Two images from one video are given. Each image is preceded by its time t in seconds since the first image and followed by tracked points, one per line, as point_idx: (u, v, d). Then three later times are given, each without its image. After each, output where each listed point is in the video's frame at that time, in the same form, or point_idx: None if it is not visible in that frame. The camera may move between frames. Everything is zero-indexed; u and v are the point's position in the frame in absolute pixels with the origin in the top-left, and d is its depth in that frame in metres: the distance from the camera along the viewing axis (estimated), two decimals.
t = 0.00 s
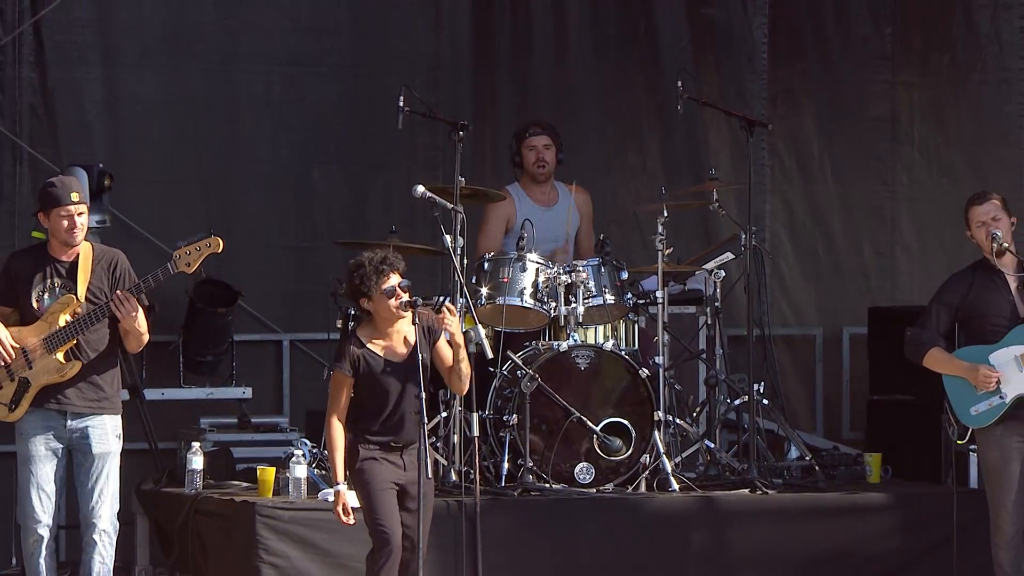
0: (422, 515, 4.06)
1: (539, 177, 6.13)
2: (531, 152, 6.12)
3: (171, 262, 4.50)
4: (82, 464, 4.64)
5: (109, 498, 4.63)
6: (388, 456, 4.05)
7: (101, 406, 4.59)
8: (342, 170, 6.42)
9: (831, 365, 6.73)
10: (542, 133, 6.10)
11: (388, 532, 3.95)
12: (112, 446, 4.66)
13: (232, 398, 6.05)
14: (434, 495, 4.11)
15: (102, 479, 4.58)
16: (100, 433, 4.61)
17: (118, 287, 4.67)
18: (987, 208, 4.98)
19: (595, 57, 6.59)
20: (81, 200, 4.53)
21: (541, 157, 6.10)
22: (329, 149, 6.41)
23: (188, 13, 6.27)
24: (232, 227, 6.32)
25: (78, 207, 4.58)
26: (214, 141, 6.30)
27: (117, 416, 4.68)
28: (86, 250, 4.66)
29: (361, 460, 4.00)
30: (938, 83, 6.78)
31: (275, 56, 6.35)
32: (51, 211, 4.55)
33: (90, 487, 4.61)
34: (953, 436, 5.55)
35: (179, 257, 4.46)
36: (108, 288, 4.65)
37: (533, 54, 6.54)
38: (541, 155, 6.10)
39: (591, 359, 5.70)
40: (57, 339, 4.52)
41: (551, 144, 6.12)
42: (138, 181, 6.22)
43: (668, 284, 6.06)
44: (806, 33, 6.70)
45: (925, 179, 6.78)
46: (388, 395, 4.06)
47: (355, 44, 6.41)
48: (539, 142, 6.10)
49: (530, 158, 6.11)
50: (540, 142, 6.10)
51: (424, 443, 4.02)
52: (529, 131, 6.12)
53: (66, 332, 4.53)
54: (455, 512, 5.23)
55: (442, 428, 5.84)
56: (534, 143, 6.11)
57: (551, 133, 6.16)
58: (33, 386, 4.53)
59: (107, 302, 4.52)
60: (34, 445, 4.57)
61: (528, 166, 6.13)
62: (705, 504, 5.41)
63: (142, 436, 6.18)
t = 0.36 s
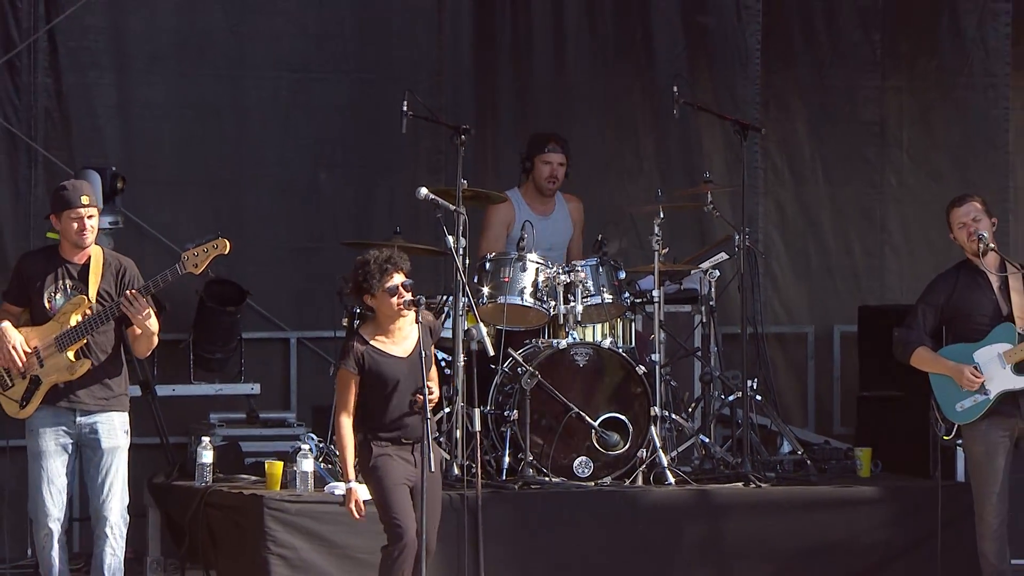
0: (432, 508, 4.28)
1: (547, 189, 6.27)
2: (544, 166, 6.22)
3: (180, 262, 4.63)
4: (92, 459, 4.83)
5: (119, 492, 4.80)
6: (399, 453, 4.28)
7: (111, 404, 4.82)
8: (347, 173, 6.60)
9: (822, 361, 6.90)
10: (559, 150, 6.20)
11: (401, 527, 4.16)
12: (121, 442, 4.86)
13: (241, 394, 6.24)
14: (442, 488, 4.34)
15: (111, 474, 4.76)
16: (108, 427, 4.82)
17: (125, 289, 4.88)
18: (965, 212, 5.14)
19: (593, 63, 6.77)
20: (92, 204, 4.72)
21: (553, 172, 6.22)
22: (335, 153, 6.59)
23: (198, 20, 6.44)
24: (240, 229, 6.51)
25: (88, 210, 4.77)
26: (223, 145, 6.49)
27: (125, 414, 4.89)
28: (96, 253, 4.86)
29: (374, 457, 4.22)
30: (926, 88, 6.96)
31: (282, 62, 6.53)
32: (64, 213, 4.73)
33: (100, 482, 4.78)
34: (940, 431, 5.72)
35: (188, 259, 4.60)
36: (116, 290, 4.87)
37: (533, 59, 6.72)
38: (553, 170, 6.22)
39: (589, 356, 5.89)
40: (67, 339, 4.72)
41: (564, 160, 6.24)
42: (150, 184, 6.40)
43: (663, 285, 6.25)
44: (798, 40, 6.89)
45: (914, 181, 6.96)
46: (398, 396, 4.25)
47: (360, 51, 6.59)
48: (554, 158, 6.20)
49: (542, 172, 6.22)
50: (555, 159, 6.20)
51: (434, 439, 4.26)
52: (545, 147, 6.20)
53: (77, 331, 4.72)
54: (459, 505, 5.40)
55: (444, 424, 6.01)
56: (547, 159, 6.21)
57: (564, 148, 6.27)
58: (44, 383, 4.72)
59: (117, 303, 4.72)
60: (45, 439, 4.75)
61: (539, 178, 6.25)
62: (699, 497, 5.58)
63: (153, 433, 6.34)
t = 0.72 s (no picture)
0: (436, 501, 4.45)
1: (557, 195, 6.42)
2: (561, 174, 6.35)
3: (182, 264, 4.78)
4: (104, 451, 5.01)
5: (130, 484, 5.01)
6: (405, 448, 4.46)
7: (121, 400, 5.01)
8: (353, 174, 6.79)
9: (815, 358, 7.09)
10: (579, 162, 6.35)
11: (405, 518, 4.34)
12: (131, 435, 5.06)
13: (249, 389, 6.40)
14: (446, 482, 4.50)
15: (123, 466, 4.97)
16: (119, 421, 5.01)
17: (132, 288, 5.05)
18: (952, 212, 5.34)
19: (592, 68, 6.97)
20: (95, 209, 4.87)
21: (569, 181, 6.37)
22: (341, 155, 6.78)
23: (208, 27, 6.64)
24: (249, 228, 6.70)
25: (91, 213, 4.93)
26: (233, 147, 6.68)
27: (134, 407, 5.08)
28: (102, 254, 5.03)
29: (379, 451, 4.41)
30: (916, 92, 7.15)
31: (289, 67, 6.72)
32: (71, 217, 4.90)
33: (112, 474, 4.99)
34: (928, 424, 5.91)
35: (190, 261, 4.73)
36: (122, 289, 5.04)
37: (532, 65, 6.91)
38: (568, 179, 6.37)
39: (587, 352, 6.08)
40: (77, 338, 4.92)
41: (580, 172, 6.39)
42: (162, 185, 6.60)
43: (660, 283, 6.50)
44: (791, 46, 7.08)
45: (903, 183, 7.15)
46: (404, 389, 4.46)
47: (365, 56, 6.79)
48: (573, 168, 6.35)
49: (558, 179, 6.35)
50: (573, 168, 6.35)
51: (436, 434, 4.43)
52: (567, 155, 6.33)
53: (86, 330, 4.91)
54: (460, 496, 5.59)
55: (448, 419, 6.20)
56: (564, 169, 6.35)
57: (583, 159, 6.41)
58: (56, 381, 4.92)
59: (123, 303, 4.91)
60: (58, 435, 4.95)
61: (553, 184, 6.38)
62: (694, 489, 5.77)
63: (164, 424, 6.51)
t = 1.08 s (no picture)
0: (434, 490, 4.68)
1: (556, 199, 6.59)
2: (560, 181, 6.52)
3: (191, 260, 4.98)
4: (113, 441, 5.24)
5: (139, 474, 5.25)
6: (402, 438, 4.68)
7: (129, 392, 5.23)
8: (357, 175, 6.98)
9: (806, 353, 7.28)
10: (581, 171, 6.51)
11: (401, 506, 4.58)
12: (139, 427, 5.29)
13: (257, 383, 6.57)
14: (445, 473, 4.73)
15: (132, 457, 5.21)
16: (128, 413, 5.23)
17: (139, 283, 5.24)
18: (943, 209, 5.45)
19: (590, 72, 7.16)
20: (107, 207, 5.07)
21: (568, 189, 6.54)
22: (346, 156, 6.98)
23: (217, 32, 6.84)
24: (257, 228, 6.89)
25: (103, 211, 5.14)
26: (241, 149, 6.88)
27: (142, 400, 5.30)
28: (112, 251, 5.23)
29: (378, 440, 4.63)
30: (904, 95, 7.34)
31: (296, 71, 6.92)
32: (82, 214, 5.10)
33: (122, 464, 5.23)
34: (917, 418, 6.07)
35: (199, 259, 4.93)
36: (131, 285, 5.23)
37: (531, 68, 7.11)
38: (567, 186, 6.54)
39: (585, 347, 6.27)
40: (87, 332, 5.11)
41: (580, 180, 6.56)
42: (172, 185, 6.80)
43: (656, 279, 6.60)
44: (783, 50, 7.28)
45: (892, 184, 7.35)
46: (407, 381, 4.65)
47: (369, 60, 6.98)
48: (573, 177, 6.51)
49: (556, 185, 6.52)
50: (573, 177, 6.51)
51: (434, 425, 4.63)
52: (570, 163, 6.49)
53: (96, 325, 5.11)
54: (462, 487, 5.80)
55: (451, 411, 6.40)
56: (564, 176, 6.51)
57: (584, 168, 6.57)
58: (67, 374, 5.12)
59: (132, 299, 5.11)
60: (68, 426, 5.17)
61: (552, 189, 6.55)
62: (688, 480, 5.96)
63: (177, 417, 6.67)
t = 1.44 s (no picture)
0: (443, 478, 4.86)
1: (553, 196, 6.81)
2: (559, 182, 6.71)
3: (198, 254, 5.12)
4: (125, 432, 5.44)
5: (150, 464, 5.45)
6: (411, 428, 4.88)
7: (139, 384, 5.43)
8: (361, 173, 7.18)
9: (798, 347, 7.48)
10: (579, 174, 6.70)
11: (412, 494, 4.77)
12: (149, 418, 5.49)
13: (264, 376, 6.77)
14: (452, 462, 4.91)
15: (143, 447, 5.40)
16: (138, 405, 5.43)
17: (147, 279, 5.45)
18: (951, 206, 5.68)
19: (587, 73, 7.35)
20: (119, 205, 5.26)
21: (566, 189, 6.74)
22: (350, 155, 7.17)
23: (225, 34, 7.03)
24: (263, 224, 7.09)
25: (114, 209, 5.33)
26: (248, 148, 7.08)
27: (152, 393, 5.50)
28: (121, 247, 5.43)
29: (389, 431, 4.82)
30: (893, 96, 7.53)
31: (301, 73, 7.11)
32: (95, 212, 5.30)
33: (133, 454, 5.42)
34: (905, 410, 6.26)
35: (206, 253, 5.08)
36: (140, 280, 5.45)
37: (530, 70, 7.30)
38: (565, 187, 6.74)
39: (583, 341, 6.44)
40: (98, 327, 5.29)
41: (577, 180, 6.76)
42: (181, 183, 7.00)
43: (651, 276, 6.83)
44: (776, 52, 7.47)
45: (881, 182, 7.54)
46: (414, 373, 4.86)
47: (373, 62, 7.17)
48: (572, 178, 6.71)
49: (556, 186, 6.72)
50: (572, 178, 6.70)
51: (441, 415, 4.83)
52: (570, 165, 6.68)
53: (106, 319, 5.29)
54: (463, 478, 6.00)
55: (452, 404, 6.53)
56: (564, 177, 6.69)
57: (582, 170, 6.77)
58: (79, 367, 5.31)
59: (141, 295, 5.31)
60: (80, 417, 5.37)
61: (551, 188, 6.75)
62: (681, 469, 6.15)
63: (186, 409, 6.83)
